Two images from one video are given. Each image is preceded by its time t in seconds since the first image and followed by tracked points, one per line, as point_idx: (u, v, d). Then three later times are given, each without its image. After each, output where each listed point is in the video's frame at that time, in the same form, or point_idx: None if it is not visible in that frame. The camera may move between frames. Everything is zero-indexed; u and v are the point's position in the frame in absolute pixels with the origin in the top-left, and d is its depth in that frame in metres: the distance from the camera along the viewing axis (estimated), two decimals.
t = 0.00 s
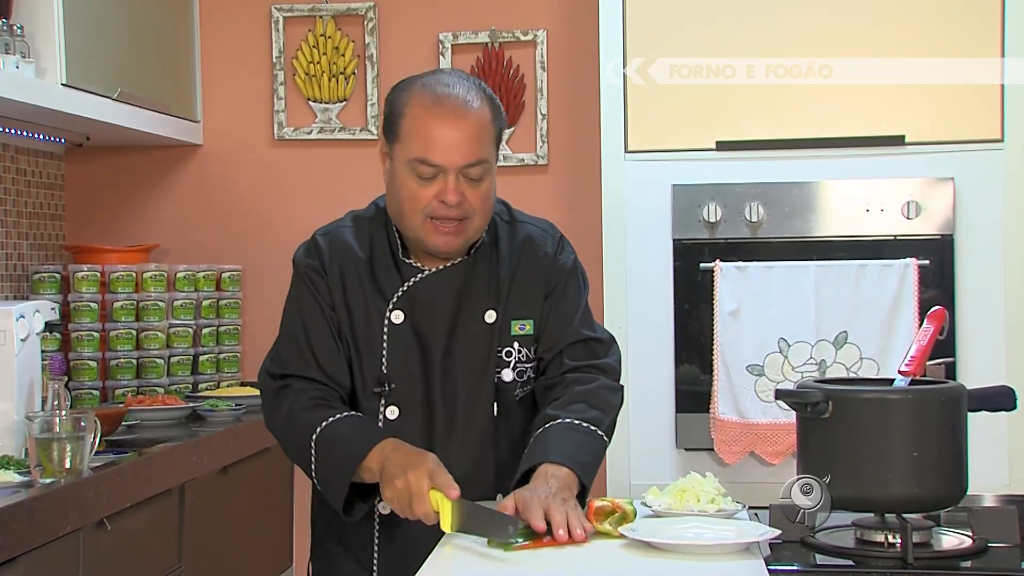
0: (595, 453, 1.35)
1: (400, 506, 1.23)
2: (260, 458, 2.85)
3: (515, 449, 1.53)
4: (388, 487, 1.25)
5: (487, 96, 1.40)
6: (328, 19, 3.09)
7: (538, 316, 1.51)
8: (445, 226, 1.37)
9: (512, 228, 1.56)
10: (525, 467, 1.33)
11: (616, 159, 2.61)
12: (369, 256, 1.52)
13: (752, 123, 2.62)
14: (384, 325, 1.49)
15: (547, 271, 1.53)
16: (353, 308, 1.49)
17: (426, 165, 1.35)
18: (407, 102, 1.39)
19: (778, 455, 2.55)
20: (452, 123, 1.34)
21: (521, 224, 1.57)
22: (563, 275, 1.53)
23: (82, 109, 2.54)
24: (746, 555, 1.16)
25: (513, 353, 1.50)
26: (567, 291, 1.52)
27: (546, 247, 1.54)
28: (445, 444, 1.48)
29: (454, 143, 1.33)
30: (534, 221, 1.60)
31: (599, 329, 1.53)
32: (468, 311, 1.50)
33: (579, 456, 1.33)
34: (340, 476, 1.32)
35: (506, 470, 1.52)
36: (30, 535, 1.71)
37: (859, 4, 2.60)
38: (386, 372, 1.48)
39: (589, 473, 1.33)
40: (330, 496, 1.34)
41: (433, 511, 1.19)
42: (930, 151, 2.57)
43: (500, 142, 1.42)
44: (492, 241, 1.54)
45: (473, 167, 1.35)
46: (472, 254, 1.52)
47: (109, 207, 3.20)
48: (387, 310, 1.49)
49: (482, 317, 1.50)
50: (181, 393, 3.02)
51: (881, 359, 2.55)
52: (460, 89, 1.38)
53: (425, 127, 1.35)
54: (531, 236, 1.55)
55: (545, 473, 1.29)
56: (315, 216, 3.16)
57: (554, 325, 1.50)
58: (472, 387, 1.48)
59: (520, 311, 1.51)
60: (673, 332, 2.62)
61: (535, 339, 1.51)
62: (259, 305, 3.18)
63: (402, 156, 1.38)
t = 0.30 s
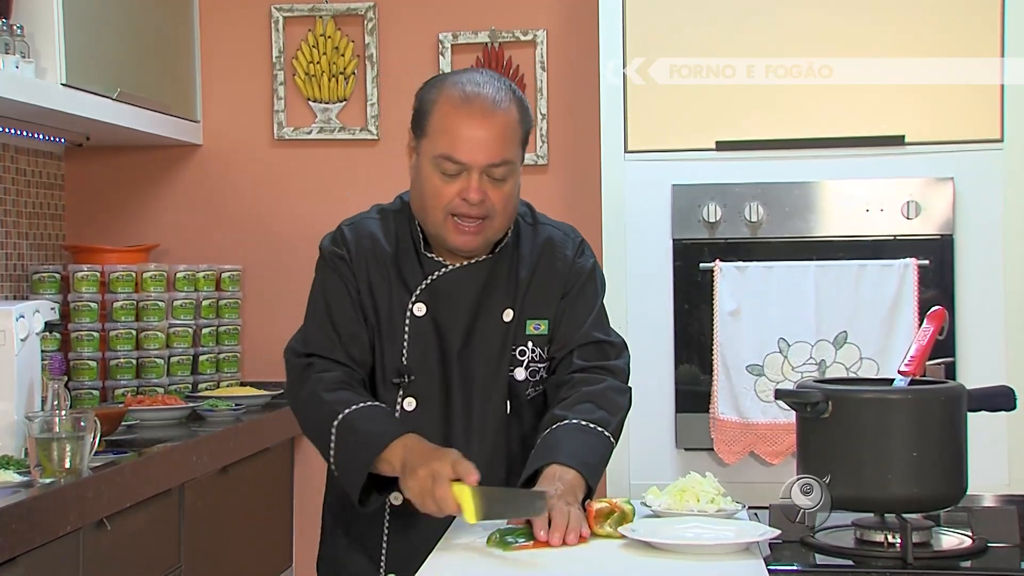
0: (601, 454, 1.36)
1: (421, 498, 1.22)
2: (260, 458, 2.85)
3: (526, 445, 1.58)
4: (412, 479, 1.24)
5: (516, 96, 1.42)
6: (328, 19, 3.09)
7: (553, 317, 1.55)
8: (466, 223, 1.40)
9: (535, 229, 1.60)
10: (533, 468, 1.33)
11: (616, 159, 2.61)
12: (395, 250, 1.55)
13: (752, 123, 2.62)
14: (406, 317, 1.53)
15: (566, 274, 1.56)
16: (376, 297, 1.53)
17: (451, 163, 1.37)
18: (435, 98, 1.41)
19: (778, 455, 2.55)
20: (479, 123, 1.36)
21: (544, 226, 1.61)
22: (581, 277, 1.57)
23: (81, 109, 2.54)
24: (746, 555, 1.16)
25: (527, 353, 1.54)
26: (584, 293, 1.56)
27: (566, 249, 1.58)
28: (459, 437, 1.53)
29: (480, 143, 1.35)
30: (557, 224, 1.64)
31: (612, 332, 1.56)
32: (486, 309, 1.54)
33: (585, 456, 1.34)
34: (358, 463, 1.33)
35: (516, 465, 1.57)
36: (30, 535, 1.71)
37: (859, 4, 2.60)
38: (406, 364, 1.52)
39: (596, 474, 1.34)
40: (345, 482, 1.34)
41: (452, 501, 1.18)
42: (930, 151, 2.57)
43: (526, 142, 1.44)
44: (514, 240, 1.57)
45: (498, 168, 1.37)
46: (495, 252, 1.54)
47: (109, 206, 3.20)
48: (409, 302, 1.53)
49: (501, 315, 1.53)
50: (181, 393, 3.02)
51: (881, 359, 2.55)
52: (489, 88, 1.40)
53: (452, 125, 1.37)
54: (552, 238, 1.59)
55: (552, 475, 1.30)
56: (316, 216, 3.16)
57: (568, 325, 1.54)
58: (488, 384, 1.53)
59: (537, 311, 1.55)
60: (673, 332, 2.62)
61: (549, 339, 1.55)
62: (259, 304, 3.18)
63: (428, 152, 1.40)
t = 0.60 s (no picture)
0: (599, 452, 1.36)
1: (442, 497, 1.21)
2: (261, 458, 2.85)
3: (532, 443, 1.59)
4: (435, 477, 1.24)
5: (524, 101, 1.42)
6: (328, 19, 3.09)
7: (557, 316, 1.55)
8: (471, 227, 1.41)
9: (540, 229, 1.60)
10: (533, 467, 1.34)
11: (616, 158, 2.61)
12: (408, 251, 1.56)
13: (752, 123, 2.62)
14: (419, 315, 1.53)
15: (569, 273, 1.56)
16: (390, 296, 1.54)
17: (458, 168, 1.37)
18: (444, 102, 1.41)
19: (778, 455, 2.55)
20: (487, 129, 1.36)
21: (549, 226, 1.60)
22: (584, 276, 1.56)
23: (81, 109, 2.54)
24: (746, 555, 1.16)
25: (531, 352, 1.54)
26: (586, 290, 1.55)
27: (570, 249, 1.58)
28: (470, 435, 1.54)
29: (487, 150, 1.36)
30: (562, 224, 1.64)
31: (613, 331, 1.55)
32: (494, 310, 1.54)
33: (583, 455, 1.34)
34: (381, 458, 1.33)
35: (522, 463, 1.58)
36: (30, 535, 1.71)
37: (859, 4, 2.60)
38: (418, 362, 1.53)
39: (595, 473, 1.34)
40: (369, 478, 1.34)
41: (478, 506, 1.18)
42: (930, 151, 2.57)
43: (533, 145, 1.44)
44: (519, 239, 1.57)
45: (504, 174, 1.38)
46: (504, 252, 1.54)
47: (109, 206, 3.20)
48: (422, 300, 1.54)
49: (506, 314, 1.54)
50: (181, 393, 3.02)
51: (881, 359, 2.55)
52: (498, 93, 1.40)
53: (460, 130, 1.37)
54: (557, 238, 1.59)
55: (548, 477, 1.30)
56: (316, 216, 3.16)
57: (571, 323, 1.54)
58: (496, 383, 1.54)
59: (541, 310, 1.55)
60: (673, 332, 2.62)
61: (551, 338, 1.55)
62: (259, 304, 3.17)
63: (435, 156, 1.40)
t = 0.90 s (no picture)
0: (597, 454, 1.37)
1: (399, 488, 1.28)
2: (260, 458, 2.85)
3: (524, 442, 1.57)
4: (391, 467, 1.29)
5: (527, 104, 1.42)
6: (327, 19, 3.09)
7: (555, 316, 1.55)
8: (472, 228, 1.41)
9: (542, 228, 1.60)
10: (528, 468, 1.34)
11: (616, 159, 2.61)
12: (407, 240, 1.56)
13: (752, 123, 2.62)
14: (412, 303, 1.53)
15: (568, 273, 1.56)
16: (382, 281, 1.54)
17: (459, 170, 1.37)
18: (448, 102, 1.40)
19: (777, 455, 2.55)
20: (489, 132, 1.36)
21: (552, 225, 1.61)
22: (585, 276, 1.57)
23: (81, 109, 2.54)
24: (745, 555, 1.16)
25: (526, 349, 1.54)
26: (587, 291, 1.56)
27: (571, 249, 1.58)
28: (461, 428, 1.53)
29: (489, 152, 1.36)
30: (565, 224, 1.64)
31: (613, 332, 1.56)
32: (491, 303, 1.54)
33: (580, 457, 1.34)
34: (348, 452, 1.36)
35: (515, 460, 1.56)
36: (30, 535, 1.71)
37: (858, 4, 2.60)
38: (411, 349, 1.53)
39: (592, 475, 1.34)
40: (336, 471, 1.38)
41: (432, 502, 1.23)
42: (930, 151, 2.57)
43: (535, 147, 1.44)
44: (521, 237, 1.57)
45: (506, 177, 1.38)
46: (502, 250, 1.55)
47: (109, 206, 3.20)
48: (417, 289, 1.54)
49: (503, 310, 1.54)
50: (181, 393, 3.03)
51: (881, 359, 2.55)
52: (501, 94, 1.40)
53: (461, 132, 1.37)
54: (559, 237, 1.59)
55: (546, 479, 1.31)
56: (316, 216, 3.16)
57: (571, 323, 1.54)
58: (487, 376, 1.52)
59: (540, 309, 1.55)
60: (673, 332, 2.62)
61: (549, 337, 1.54)
62: (259, 304, 3.17)
63: (436, 156, 1.40)
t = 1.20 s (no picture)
0: (604, 449, 1.36)
1: (436, 474, 1.22)
2: (260, 457, 2.85)
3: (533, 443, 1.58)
4: (426, 455, 1.24)
5: (519, 104, 1.42)
6: (327, 19, 3.09)
7: (556, 318, 1.55)
8: (467, 230, 1.41)
9: (535, 230, 1.60)
10: (536, 462, 1.34)
11: (616, 158, 2.61)
12: (406, 250, 1.56)
13: (751, 123, 2.62)
14: (416, 313, 1.54)
15: (565, 274, 1.56)
16: (389, 288, 1.54)
17: (452, 171, 1.37)
18: (439, 104, 1.41)
19: (777, 454, 2.55)
20: (481, 132, 1.36)
21: (544, 227, 1.61)
22: (581, 277, 1.56)
23: (80, 108, 2.54)
24: (744, 555, 1.16)
25: (529, 353, 1.54)
26: (584, 292, 1.55)
27: (566, 250, 1.58)
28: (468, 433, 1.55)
29: (481, 152, 1.36)
30: (558, 225, 1.64)
31: (612, 332, 1.55)
32: (489, 309, 1.54)
33: (588, 452, 1.34)
34: (369, 447, 1.33)
35: (521, 461, 1.58)
36: (29, 535, 1.71)
37: (858, 3, 2.60)
38: (416, 360, 1.54)
39: (598, 469, 1.34)
40: (359, 466, 1.35)
41: (471, 482, 1.18)
42: (929, 151, 2.57)
43: (528, 147, 1.44)
44: (516, 241, 1.57)
45: (499, 177, 1.38)
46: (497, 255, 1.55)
47: (108, 206, 3.20)
48: (419, 300, 1.54)
49: (503, 315, 1.54)
50: (180, 392, 3.03)
51: (880, 359, 2.55)
52: (493, 95, 1.40)
53: (454, 134, 1.37)
54: (552, 239, 1.59)
55: (553, 468, 1.31)
56: (315, 216, 3.16)
57: (571, 323, 1.54)
58: (493, 383, 1.54)
59: (539, 312, 1.55)
60: (672, 332, 2.62)
61: (551, 340, 1.55)
62: (258, 304, 3.17)
63: (430, 159, 1.41)
